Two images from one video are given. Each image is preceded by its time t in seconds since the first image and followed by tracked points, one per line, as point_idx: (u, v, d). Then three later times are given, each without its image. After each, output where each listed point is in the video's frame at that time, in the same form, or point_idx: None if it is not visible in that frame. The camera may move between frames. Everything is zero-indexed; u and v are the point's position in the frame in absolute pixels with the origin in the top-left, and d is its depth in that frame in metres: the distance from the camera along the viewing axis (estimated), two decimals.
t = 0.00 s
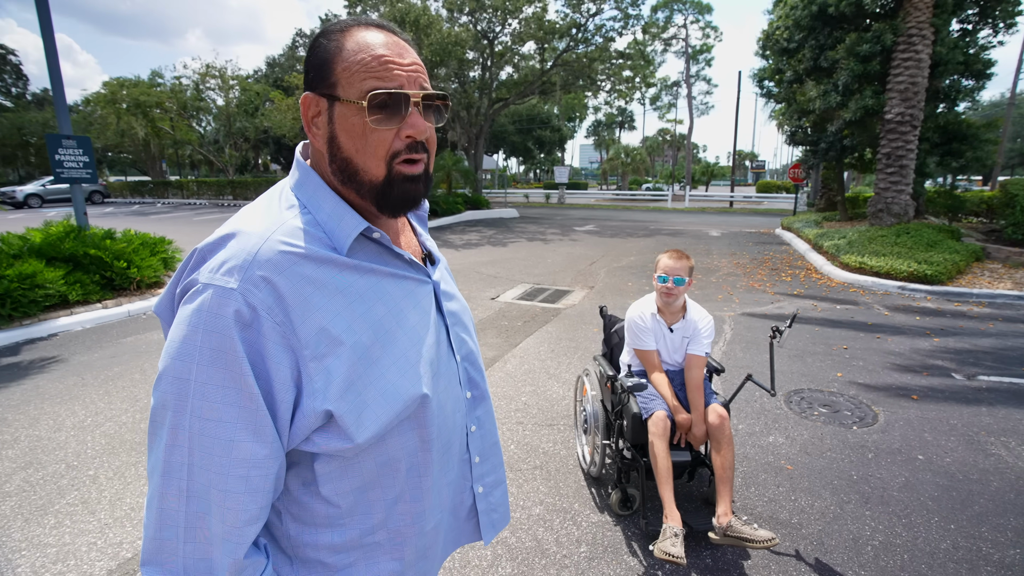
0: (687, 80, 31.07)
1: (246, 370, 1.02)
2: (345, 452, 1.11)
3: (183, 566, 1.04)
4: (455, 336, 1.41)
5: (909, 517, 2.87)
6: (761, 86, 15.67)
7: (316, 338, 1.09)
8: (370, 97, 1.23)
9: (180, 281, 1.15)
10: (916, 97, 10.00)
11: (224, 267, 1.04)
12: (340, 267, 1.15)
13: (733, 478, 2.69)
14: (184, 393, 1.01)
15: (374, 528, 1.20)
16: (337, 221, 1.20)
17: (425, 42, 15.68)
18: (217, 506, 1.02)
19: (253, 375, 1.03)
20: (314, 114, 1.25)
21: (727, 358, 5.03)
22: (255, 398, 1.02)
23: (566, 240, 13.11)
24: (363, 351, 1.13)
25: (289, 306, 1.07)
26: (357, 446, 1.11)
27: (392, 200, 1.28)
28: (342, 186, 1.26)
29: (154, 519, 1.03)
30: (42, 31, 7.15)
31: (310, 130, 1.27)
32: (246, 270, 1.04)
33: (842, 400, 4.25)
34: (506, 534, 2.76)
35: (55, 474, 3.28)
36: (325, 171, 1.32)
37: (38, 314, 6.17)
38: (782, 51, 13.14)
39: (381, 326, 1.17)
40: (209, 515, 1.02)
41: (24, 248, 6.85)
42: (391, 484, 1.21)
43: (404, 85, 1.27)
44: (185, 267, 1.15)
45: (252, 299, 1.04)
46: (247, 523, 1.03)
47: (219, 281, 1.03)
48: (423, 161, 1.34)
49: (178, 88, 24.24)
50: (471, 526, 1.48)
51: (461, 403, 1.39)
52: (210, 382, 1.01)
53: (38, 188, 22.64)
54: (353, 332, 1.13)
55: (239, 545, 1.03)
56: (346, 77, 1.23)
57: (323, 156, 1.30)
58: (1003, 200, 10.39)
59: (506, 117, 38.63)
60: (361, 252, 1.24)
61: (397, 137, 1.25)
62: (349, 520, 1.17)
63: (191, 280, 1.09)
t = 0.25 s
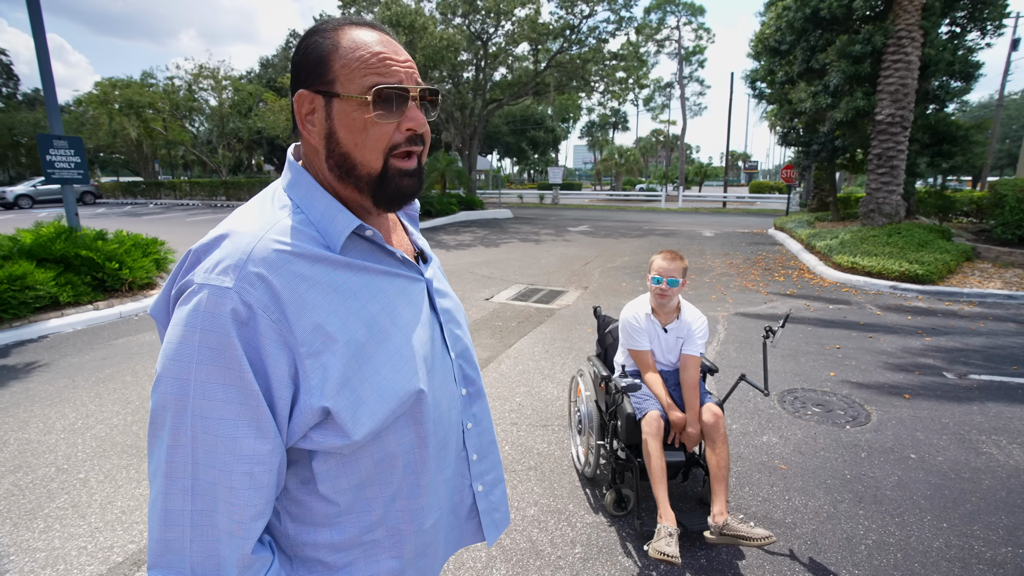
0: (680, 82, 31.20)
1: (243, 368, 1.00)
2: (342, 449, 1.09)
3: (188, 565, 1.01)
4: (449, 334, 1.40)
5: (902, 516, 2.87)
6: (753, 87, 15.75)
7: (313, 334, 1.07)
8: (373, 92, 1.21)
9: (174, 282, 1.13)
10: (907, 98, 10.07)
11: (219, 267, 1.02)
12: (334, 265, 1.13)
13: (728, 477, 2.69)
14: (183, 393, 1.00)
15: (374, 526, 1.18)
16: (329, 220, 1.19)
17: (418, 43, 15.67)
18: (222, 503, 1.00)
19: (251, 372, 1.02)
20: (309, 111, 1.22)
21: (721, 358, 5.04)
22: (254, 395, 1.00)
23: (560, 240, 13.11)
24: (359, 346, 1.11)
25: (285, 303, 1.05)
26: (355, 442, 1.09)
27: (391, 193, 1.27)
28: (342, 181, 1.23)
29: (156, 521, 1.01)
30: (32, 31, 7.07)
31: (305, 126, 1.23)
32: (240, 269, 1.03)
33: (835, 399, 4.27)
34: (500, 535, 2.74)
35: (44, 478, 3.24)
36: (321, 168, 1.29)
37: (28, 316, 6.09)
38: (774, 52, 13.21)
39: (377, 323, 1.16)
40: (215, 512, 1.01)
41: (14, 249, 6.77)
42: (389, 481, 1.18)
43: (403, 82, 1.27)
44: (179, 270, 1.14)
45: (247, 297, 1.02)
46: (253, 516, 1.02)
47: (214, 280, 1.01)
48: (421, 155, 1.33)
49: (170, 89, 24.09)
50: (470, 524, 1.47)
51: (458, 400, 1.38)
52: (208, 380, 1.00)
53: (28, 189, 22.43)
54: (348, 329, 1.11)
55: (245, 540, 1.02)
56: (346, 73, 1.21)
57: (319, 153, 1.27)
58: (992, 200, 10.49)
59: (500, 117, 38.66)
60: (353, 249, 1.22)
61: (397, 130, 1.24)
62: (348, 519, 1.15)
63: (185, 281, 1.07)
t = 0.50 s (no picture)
0: (677, 82, 31.24)
1: (249, 365, 0.99)
2: (347, 445, 1.08)
3: (200, 566, 1.00)
4: (446, 331, 1.39)
5: (899, 516, 2.87)
6: (750, 88, 15.77)
7: (315, 330, 1.06)
8: (371, 98, 1.20)
9: (174, 285, 1.12)
10: (903, 98, 10.10)
11: (221, 266, 1.01)
12: (334, 263, 1.13)
13: (725, 476, 2.68)
14: (189, 392, 0.98)
15: (377, 523, 1.17)
16: (328, 219, 1.18)
17: (415, 45, 15.68)
18: (231, 501, 0.98)
19: (257, 369, 1.00)
20: (307, 117, 1.20)
21: (718, 358, 5.04)
22: (260, 391, 0.99)
23: (558, 241, 13.11)
24: (360, 342, 1.11)
25: (287, 300, 1.05)
26: (359, 437, 1.08)
27: (392, 193, 1.27)
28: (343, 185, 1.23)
29: (166, 524, 0.99)
30: (28, 32, 7.05)
31: (302, 133, 1.22)
32: (243, 267, 1.02)
33: (833, 399, 4.27)
34: (498, 537, 2.73)
35: (40, 480, 3.22)
36: (320, 172, 1.28)
37: (24, 318, 6.06)
38: (770, 53, 13.24)
39: (377, 319, 1.15)
40: (226, 511, 0.99)
41: (10, 251, 6.73)
42: (392, 476, 1.18)
43: (400, 85, 1.26)
44: (180, 272, 1.13)
45: (251, 295, 1.01)
46: (265, 512, 1.00)
47: (217, 279, 1.00)
48: (419, 154, 1.34)
49: (167, 90, 24.03)
50: (468, 521, 1.46)
51: (455, 396, 1.37)
52: (215, 378, 0.98)
53: (24, 190, 22.35)
54: (349, 325, 1.10)
55: (255, 539, 1.00)
56: (343, 80, 1.19)
57: (318, 159, 1.26)
58: (988, 200, 10.51)
59: (497, 118, 38.67)
60: (352, 248, 1.22)
61: (398, 133, 1.24)
62: (353, 516, 1.14)
63: (187, 283, 1.06)
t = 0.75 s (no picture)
0: (674, 82, 31.24)
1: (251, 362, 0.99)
2: (349, 438, 1.08)
3: (211, 564, 1.00)
4: (442, 323, 1.39)
5: (894, 515, 2.88)
6: (747, 88, 15.80)
7: (316, 325, 1.06)
8: (384, 100, 1.21)
9: (172, 284, 1.12)
10: (900, 98, 10.12)
11: (220, 264, 1.01)
12: (330, 257, 1.12)
13: (721, 477, 2.68)
14: (192, 390, 0.98)
15: (381, 516, 1.17)
16: (322, 215, 1.18)
17: (413, 45, 15.68)
18: (238, 498, 0.98)
19: (258, 365, 1.00)
20: (313, 115, 1.19)
21: (716, 359, 5.05)
22: (261, 387, 0.99)
23: (555, 241, 13.10)
24: (359, 336, 1.10)
25: (287, 295, 1.04)
26: (360, 430, 1.08)
27: (391, 191, 1.29)
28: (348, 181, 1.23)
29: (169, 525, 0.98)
30: (24, 31, 7.02)
31: (307, 130, 1.21)
32: (241, 264, 1.02)
33: (830, 399, 4.28)
34: (495, 536, 2.73)
35: (37, 481, 3.21)
36: (322, 169, 1.27)
37: (21, 319, 6.05)
38: (767, 53, 13.26)
39: (375, 312, 1.15)
40: (235, 509, 0.98)
41: (6, 251, 6.72)
42: (393, 469, 1.17)
43: (407, 87, 1.28)
44: (177, 272, 1.13)
45: (250, 291, 1.01)
46: (276, 507, 1.01)
47: (218, 278, 0.99)
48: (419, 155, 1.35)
49: (164, 90, 23.97)
50: (467, 512, 1.46)
51: (453, 388, 1.37)
52: (217, 375, 0.98)
53: (21, 191, 22.28)
54: (348, 318, 1.10)
55: (264, 535, 0.99)
56: (354, 80, 1.19)
57: (322, 156, 1.25)
58: (985, 200, 10.54)
59: (494, 118, 38.63)
60: (347, 244, 1.22)
61: (404, 135, 1.26)
62: (357, 509, 1.14)
63: (185, 282, 1.05)
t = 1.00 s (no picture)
0: (674, 81, 31.19)
1: (257, 361, 0.99)
2: (354, 436, 1.09)
3: (212, 566, 0.99)
4: (442, 322, 1.40)
5: (893, 514, 2.89)
6: (747, 87, 15.78)
7: (319, 323, 1.06)
8: (375, 92, 1.21)
9: (173, 283, 1.11)
10: (900, 97, 10.12)
11: (223, 261, 1.01)
12: (333, 256, 1.13)
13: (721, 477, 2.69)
14: (196, 390, 0.97)
15: (383, 515, 1.18)
16: (323, 213, 1.18)
17: (413, 45, 15.68)
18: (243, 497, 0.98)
19: (263, 363, 1.00)
20: (306, 111, 1.20)
21: (715, 358, 5.05)
22: (267, 386, 0.99)
23: (555, 241, 13.10)
24: (362, 334, 1.11)
25: (290, 294, 1.05)
26: (365, 429, 1.09)
27: (393, 182, 1.30)
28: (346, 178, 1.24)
29: (172, 526, 0.97)
30: (24, 31, 7.02)
31: (302, 130, 1.21)
32: (244, 262, 1.02)
33: (829, 398, 4.28)
34: (495, 535, 2.73)
35: (37, 481, 3.21)
36: (318, 167, 1.27)
37: (21, 319, 6.04)
38: (767, 53, 13.26)
39: (377, 311, 1.15)
40: (239, 509, 0.98)
41: (5, 251, 6.73)
42: (395, 467, 1.18)
43: (398, 78, 1.28)
44: (177, 271, 1.12)
45: (254, 289, 1.01)
46: (282, 505, 1.02)
47: (221, 276, 0.99)
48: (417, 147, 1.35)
49: (163, 90, 23.95)
50: (465, 510, 1.47)
51: (452, 387, 1.38)
52: (222, 374, 0.98)
53: (21, 191, 22.27)
54: (350, 317, 1.10)
55: (269, 533, 1.00)
56: (345, 75, 1.20)
57: (318, 154, 1.26)
58: (985, 199, 10.53)
59: (494, 118, 38.57)
60: (347, 243, 1.22)
61: (400, 126, 1.25)
62: (360, 508, 1.15)
63: (187, 281, 1.05)
